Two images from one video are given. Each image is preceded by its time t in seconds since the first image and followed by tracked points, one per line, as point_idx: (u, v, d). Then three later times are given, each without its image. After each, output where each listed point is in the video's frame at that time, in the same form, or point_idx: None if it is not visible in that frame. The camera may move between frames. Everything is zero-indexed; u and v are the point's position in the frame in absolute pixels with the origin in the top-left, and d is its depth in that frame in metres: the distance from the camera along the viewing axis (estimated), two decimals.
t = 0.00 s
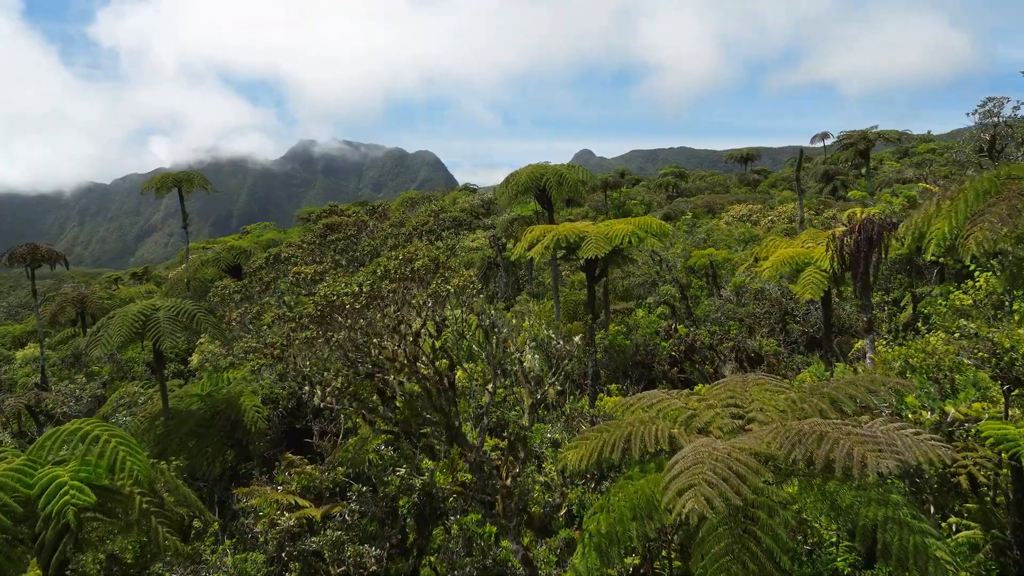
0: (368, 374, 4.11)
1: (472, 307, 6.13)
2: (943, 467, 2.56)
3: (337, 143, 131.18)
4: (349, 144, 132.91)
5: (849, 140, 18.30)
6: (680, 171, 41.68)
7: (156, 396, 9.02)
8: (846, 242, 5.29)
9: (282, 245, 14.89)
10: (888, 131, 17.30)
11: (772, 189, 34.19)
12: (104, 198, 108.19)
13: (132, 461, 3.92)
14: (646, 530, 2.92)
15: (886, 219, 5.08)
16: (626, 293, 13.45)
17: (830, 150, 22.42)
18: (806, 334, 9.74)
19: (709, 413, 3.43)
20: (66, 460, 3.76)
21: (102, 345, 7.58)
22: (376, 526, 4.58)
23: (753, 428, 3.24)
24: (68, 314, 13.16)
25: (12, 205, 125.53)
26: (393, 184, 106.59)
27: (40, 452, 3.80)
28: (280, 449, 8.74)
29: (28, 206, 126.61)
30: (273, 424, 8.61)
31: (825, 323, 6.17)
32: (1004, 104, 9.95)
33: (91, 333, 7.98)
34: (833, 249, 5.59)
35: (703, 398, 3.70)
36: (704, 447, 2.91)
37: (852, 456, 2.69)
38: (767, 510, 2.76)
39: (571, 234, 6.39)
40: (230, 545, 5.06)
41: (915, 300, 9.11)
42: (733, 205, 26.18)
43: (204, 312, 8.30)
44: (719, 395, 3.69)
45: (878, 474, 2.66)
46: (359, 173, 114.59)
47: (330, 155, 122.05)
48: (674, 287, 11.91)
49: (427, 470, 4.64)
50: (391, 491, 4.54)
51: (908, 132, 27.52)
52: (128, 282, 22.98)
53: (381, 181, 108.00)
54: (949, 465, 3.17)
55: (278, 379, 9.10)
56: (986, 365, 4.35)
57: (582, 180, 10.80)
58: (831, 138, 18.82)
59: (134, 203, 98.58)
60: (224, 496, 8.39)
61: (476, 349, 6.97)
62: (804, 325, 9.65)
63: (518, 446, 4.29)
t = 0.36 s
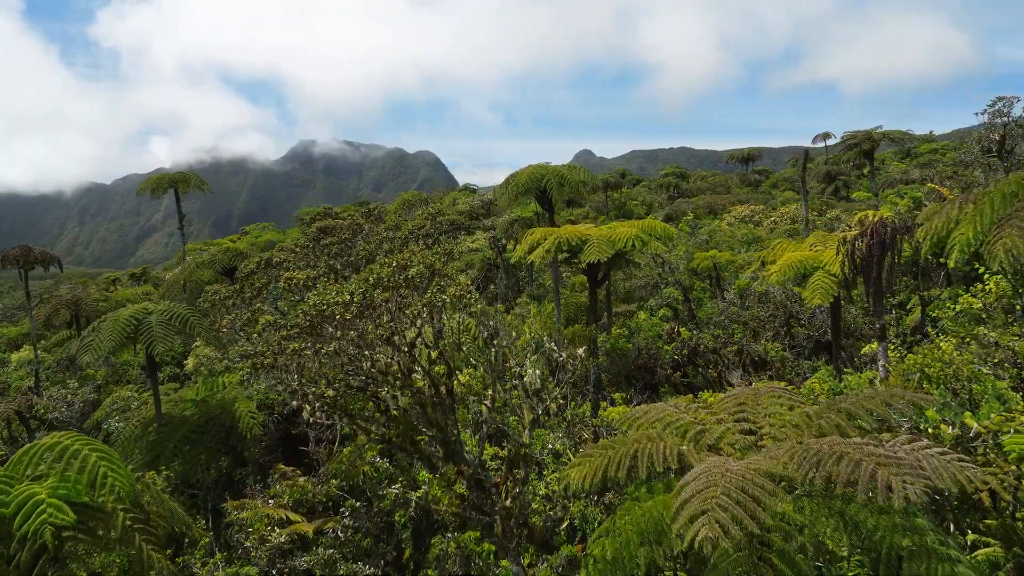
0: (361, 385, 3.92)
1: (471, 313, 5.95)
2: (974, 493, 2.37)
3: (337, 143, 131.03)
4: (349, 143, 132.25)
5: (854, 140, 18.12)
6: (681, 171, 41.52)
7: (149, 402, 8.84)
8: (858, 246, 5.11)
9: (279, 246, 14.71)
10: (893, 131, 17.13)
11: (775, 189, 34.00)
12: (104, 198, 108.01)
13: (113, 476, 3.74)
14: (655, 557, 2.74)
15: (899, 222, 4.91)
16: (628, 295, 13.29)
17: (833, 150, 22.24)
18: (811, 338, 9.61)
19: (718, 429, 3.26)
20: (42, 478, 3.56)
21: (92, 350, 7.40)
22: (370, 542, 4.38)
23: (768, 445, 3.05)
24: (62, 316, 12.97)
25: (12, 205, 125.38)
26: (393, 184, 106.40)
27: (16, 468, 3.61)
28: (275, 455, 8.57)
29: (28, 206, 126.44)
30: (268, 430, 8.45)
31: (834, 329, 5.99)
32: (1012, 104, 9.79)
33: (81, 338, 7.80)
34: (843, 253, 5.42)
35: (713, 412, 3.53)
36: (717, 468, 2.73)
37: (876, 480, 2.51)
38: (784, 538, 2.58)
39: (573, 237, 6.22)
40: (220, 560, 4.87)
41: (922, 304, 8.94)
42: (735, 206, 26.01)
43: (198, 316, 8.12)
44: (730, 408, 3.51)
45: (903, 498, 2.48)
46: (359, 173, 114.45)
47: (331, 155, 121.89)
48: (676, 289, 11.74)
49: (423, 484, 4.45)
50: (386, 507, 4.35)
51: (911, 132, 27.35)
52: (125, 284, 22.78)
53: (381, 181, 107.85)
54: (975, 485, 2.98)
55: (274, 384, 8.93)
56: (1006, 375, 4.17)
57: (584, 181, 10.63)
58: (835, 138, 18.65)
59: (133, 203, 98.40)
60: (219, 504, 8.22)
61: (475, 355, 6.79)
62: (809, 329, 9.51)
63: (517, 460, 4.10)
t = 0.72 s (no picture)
0: (353, 399, 3.76)
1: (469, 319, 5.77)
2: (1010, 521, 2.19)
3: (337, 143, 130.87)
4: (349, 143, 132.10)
5: (858, 140, 17.92)
6: (682, 172, 41.33)
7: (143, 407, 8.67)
8: (871, 250, 4.93)
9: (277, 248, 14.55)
10: (898, 132, 16.93)
11: (777, 189, 33.80)
12: (104, 198, 107.90)
13: (94, 493, 3.56)
14: None
15: (913, 226, 4.73)
16: (629, 297, 13.11)
17: (837, 150, 22.05)
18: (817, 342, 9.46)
19: (730, 447, 3.08)
20: (17, 496, 3.38)
21: (83, 355, 7.23)
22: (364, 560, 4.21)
23: (784, 464, 2.88)
24: (57, 319, 12.81)
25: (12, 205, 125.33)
26: (393, 184, 106.25)
27: None
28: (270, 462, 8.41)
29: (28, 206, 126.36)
30: (263, 437, 8.29)
31: (844, 336, 5.82)
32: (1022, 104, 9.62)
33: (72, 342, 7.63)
34: (854, 257, 5.24)
35: (724, 426, 3.36)
36: (731, 492, 2.55)
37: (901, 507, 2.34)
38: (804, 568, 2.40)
39: (574, 240, 6.04)
40: None
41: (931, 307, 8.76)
42: (737, 207, 25.85)
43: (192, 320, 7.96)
44: (742, 423, 3.34)
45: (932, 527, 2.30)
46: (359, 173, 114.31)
47: (331, 155, 121.73)
48: (679, 291, 11.57)
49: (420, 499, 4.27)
50: (381, 523, 4.18)
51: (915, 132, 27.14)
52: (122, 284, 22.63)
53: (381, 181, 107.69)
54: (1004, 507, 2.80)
55: (269, 389, 8.76)
56: None
57: (585, 182, 10.46)
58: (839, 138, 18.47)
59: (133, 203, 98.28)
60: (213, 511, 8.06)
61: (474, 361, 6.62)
62: (814, 332, 9.38)
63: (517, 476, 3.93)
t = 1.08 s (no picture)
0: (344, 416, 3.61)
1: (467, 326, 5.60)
2: None
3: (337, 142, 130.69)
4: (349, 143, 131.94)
5: (863, 140, 17.72)
6: (682, 172, 41.17)
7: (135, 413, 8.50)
8: (884, 255, 4.74)
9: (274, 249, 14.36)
10: (903, 133, 16.77)
11: (779, 190, 33.60)
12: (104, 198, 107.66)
13: (72, 513, 3.38)
14: None
15: (927, 230, 4.55)
16: (631, 300, 12.95)
17: (840, 150, 21.87)
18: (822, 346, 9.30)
19: (743, 467, 2.91)
20: None
21: (73, 361, 7.05)
22: None
23: (801, 486, 2.71)
24: (51, 321, 12.64)
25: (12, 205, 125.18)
26: (393, 185, 106.07)
27: None
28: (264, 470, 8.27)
29: (27, 206, 126.20)
30: (257, 444, 8.14)
31: (854, 343, 5.62)
32: None
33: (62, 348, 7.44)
34: (866, 262, 5.06)
35: (735, 443, 3.18)
36: (747, 518, 2.37)
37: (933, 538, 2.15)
38: None
39: (576, 244, 5.86)
40: None
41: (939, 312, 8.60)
42: (739, 207, 25.68)
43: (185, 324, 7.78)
44: (754, 440, 3.17)
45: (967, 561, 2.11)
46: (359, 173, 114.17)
47: (331, 155, 121.55)
48: (681, 294, 11.39)
49: (415, 517, 4.11)
50: (374, 541, 4.02)
51: (918, 133, 26.95)
52: (119, 285, 22.45)
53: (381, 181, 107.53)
54: None
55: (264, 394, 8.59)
56: None
57: (586, 183, 10.28)
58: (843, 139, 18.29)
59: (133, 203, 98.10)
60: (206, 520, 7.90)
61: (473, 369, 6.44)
62: (820, 336, 9.22)
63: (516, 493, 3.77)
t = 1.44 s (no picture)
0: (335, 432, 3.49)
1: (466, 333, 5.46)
2: None
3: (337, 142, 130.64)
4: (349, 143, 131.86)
5: (868, 141, 17.55)
6: (683, 173, 41.04)
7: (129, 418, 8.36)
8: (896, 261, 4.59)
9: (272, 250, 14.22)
10: (909, 133, 16.61)
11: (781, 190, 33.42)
12: (104, 198, 107.55)
13: (52, 533, 3.23)
14: None
15: (941, 234, 4.40)
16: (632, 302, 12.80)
17: (844, 151, 21.70)
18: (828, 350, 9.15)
19: (756, 487, 2.76)
20: None
21: (64, 367, 6.91)
22: None
23: (818, 508, 2.54)
24: (46, 324, 12.49)
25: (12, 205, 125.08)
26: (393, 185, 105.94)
27: None
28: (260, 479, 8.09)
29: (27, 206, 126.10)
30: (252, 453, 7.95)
31: (865, 350, 5.45)
32: None
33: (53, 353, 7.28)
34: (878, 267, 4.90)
35: (746, 460, 3.07)
36: (764, 548, 2.21)
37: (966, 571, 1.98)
38: None
39: (578, 248, 5.71)
40: None
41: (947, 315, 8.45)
42: (740, 208, 25.54)
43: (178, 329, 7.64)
44: (767, 455, 3.06)
45: None
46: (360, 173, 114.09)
47: (331, 155, 121.40)
48: (684, 297, 11.24)
49: (411, 533, 3.97)
50: (368, 558, 3.88)
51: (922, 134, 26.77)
52: (117, 287, 22.33)
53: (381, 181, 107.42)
54: None
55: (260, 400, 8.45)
56: None
57: (587, 184, 10.13)
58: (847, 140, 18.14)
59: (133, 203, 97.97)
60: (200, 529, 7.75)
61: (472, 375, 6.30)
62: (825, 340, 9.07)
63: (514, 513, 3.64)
